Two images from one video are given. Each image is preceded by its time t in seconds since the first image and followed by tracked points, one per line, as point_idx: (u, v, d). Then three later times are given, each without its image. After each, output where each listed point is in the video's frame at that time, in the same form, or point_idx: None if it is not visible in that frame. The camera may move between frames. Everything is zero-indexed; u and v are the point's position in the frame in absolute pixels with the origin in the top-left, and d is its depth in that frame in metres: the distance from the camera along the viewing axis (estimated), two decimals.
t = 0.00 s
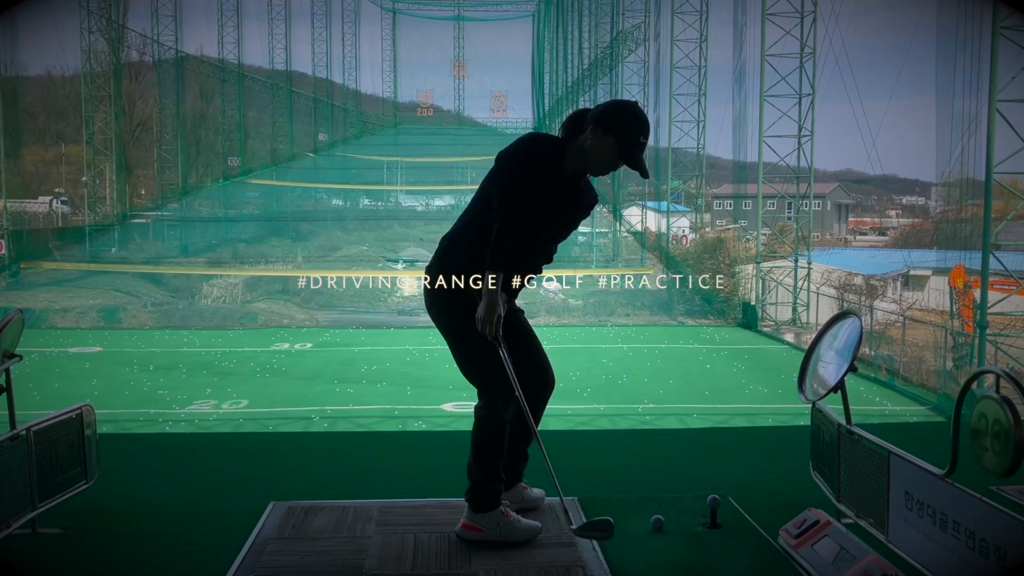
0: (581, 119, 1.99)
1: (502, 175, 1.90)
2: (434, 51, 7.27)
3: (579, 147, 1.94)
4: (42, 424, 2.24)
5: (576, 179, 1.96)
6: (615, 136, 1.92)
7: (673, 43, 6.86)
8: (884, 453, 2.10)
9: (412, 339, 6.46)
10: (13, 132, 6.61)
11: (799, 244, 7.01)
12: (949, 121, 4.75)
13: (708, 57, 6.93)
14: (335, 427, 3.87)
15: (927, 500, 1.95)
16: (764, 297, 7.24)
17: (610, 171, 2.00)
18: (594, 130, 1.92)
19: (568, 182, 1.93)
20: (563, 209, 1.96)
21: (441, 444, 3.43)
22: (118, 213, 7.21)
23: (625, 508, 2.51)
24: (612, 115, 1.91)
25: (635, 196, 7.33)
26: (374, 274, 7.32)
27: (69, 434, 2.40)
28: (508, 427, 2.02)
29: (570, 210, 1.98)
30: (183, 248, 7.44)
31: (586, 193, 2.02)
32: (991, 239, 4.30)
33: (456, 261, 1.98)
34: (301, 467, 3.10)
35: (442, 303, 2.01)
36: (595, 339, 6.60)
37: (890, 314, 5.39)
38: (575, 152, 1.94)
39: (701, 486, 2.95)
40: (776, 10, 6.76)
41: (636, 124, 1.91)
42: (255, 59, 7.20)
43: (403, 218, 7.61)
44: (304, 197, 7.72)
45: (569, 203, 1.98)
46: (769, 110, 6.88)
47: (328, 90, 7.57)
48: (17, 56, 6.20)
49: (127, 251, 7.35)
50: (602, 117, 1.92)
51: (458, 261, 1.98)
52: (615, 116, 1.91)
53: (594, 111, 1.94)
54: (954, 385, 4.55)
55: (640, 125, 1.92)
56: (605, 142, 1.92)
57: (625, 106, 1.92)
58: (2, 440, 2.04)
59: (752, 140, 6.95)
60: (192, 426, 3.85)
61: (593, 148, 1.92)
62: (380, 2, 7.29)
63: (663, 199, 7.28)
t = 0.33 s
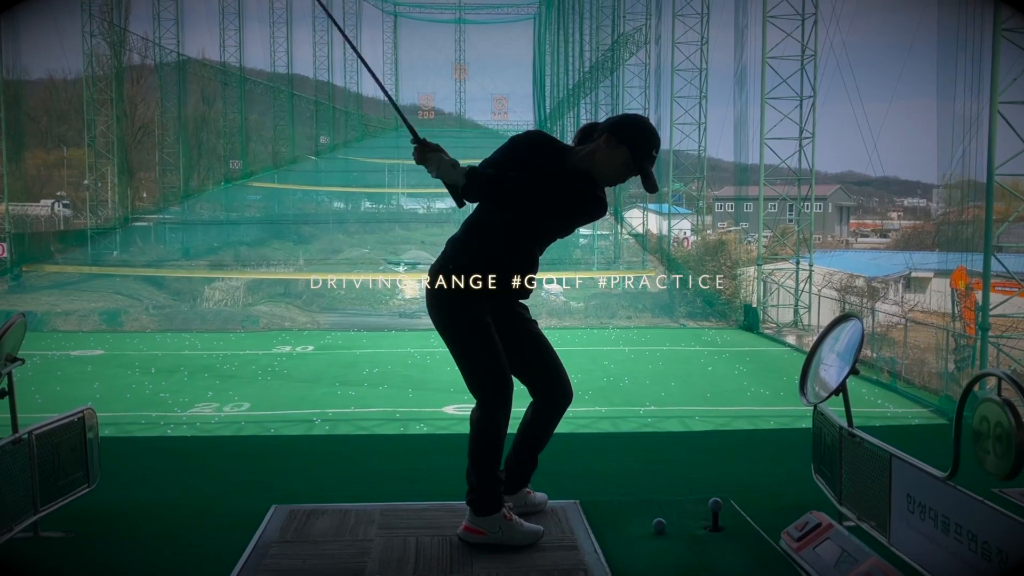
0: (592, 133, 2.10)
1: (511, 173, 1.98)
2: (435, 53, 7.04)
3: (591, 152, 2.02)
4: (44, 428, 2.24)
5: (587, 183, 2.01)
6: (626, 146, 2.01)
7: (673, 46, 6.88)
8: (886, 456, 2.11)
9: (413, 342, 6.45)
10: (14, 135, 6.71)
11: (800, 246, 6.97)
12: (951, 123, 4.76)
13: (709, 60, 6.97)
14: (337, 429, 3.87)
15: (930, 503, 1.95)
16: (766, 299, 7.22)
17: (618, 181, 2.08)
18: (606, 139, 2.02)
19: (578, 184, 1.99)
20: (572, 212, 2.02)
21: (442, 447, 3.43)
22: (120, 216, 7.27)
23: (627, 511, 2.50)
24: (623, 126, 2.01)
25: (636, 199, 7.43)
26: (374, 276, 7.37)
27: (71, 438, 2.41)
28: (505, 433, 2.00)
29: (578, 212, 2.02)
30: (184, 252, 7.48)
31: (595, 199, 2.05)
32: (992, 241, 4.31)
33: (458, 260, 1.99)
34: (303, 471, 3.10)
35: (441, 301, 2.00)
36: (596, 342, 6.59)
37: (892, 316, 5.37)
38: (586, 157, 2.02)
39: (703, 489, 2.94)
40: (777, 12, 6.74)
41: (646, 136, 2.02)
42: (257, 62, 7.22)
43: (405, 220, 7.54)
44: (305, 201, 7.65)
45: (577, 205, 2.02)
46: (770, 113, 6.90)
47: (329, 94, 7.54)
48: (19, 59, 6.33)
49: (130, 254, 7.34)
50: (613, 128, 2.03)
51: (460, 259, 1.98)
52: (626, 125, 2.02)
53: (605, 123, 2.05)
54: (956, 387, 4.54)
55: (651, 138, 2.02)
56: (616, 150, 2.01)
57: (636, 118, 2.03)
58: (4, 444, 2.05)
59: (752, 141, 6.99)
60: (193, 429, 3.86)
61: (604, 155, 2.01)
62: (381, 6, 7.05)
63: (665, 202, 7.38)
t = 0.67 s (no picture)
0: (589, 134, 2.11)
1: (510, 167, 1.99)
2: (436, 56, 6.71)
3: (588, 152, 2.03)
4: (46, 432, 2.24)
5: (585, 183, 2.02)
6: (624, 148, 2.02)
7: (674, 49, 6.80)
8: (888, 459, 2.10)
9: (415, 345, 6.45)
10: (16, 140, 6.63)
11: (802, 250, 7.14)
12: (951, 126, 4.77)
13: (710, 62, 6.85)
14: (338, 434, 3.87)
15: (932, 507, 1.95)
16: (767, 302, 7.36)
17: (616, 182, 2.08)
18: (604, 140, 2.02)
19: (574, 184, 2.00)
20: (569, 213, 2.03)
21: (444, 451, 3.43)
22: (122, 220, 7.24)
23: (629, 514, 2.50)
24: (620, 128, 2.03)
25: (637, 202, 7.24)
26: (376, 280, 7.41)
27: (73, 442, 2.41)
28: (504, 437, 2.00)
29: (576, 212, 2.04)
30: (187, 256, 7.49)
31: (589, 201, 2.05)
32: (995, 243, 4.30)
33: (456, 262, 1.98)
34: (305, 475, 3.10)
35: (439, 302, 1.99)
36: (598, 345, 6.58)
37: (893, 319, 5.33)
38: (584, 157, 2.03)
39: (705, 493, 2.94)
40: (778, 15, 6.77)
41: (643, 137, 2.03)
42: (258, 66, 7.28)
43: (406, 224, 7.58)
44: (306, 204, 7.73)
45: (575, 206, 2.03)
46: (771, 115, 7.06)
47: (331, 97, 7.45)
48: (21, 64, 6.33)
49: (131, 258, 7.32)
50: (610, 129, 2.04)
51: (459, 260, 1.98)
52: (623, 126, 2.02)
53: (603, 124, 2.06)
54: (959, 389, 4.53)
55: (648, 140, 2.03)
56: (613, 151, 2.02)
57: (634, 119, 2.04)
58: (7, 449, 2.05)
59: (755, 145, 7.11)
60: (195, 433, 3.86)
61: (602, 156, 2.02)
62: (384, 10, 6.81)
63: (666, 205, 7.20)
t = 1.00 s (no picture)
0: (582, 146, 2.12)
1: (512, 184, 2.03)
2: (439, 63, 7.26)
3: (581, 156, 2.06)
4: (48, 438, 2.24)
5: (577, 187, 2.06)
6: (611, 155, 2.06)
7: (675, 52, 6.94)
8: (890, 462, 2.10)
9: (417, 349, 6.45)
10: (18, 145, 6.73)
11: (804, 252, 6.90)
12: (952, 129, 4.79)
13: (712, 66, 6.97)
14: (341, 438, 3.87)
15: (935, 510, 1.94)
16: (769, 305, 7.16)
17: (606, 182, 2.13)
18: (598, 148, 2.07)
19: (569, 189, 2.02)
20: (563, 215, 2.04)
21: (446, 455, 3.43)
22: (124, 225, 7.27)
23: (631, 519, 2.49)
24: (614, 130, 2.05)
25: (638, 205, 7.36)
26: (378, 284, 7.48)
27: (76, 447, 2.41)
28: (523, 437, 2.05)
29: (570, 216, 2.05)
30: (189, 260, 7.43)
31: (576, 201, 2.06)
32: (996, 245, 4.30)
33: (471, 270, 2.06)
34: (307, 479, 3.10)
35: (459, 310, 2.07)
36: (600, 349, 6.57)
37: (896, 322, 5.39)
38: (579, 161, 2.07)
39: (707, 497, 2.93)
40: (780, 18, 6.62)
41: (634, 142, 2.06)
42: (260, 71, 7.31)
43: (407, 229, 7.57)
44: (309, 209, 7.65)
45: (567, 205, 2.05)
46: (773, 118, 6.85)
47: (333, 102, 7.49)
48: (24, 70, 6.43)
49: (133, 263, 7.34)
50: (600, 130, 2.07)
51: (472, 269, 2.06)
52: (612, 133, 2.06)
53: (597, 124, 2.07)
54: (961, 392, 4.51)
55: (639, 143, 2.06)
56: (608, 155, 2.07)
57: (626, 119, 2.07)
58: (8, 455, 2.05)
59: (756, 147, 6.97)
60: (197, 438, 3.86)
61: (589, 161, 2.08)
62: (386, 14, 7.17)
63: (668, 208, 7.29)
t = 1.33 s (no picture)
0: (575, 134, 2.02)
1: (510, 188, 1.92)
2: (440, 66, 7.26)
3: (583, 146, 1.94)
4: (52, 444, 2.25)
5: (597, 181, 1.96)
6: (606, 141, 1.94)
7: (677, 55, 6.96)
8: (893, 466, 2.10)
9: (418, 353, 6.45)
10: (21, 150, 6.79)
11: (806, 255, 6.91)
12: (955, 131, 4.79)
13: (713, 69, 6.99)
14: (343, 442, 3.86)
15: (938, 515, 1.94)
16: (772, 308, 7.07)
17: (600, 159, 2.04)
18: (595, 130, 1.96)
19: (579, 188, 1.92)
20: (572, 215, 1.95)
21: (449, 460, 3.42)
22: (127, 230, 7.24)
23: (634, 523, 2.49)
24: (602, 113, 1.97)
25: (641, 209, 7.43)
26: (381, 288, 7.34)
27: (78, 453, 2.41)
28: (530, 445, 2.01)
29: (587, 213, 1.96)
30: (191, 265, 7.41)
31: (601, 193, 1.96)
32: (999, 248, 4.28)
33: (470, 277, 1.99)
34: (309, 485, 3.10)
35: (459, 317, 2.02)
36: (603, 352, 6.57)
37: (899, 325, 5.39)
38: (585, 149, 1.96)
39: (710, 501, 2.92)
40: (780, 21, 6.67)
41: (629, 117, 1.99)
42: (262, 76, 7.42)
43: (410, 232, 7.67)
44: (311, 214, 7.71)
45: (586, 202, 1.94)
46: (774, 122, 6.79)
47: (334, 107, 7.71)
48: (26, 77, 6.50)
49: (135, 268, 7.28)
50: (592, 112, 1.97)
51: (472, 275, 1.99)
52: (609, 114, 1.97)
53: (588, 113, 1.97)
54: (964, 395, 4.49)
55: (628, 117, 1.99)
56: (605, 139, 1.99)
57: (616, 94, 1.97)
58: (12, 460, 2.06)
59: (758, 151, 6.91)
60: (200, 443, 3.86)
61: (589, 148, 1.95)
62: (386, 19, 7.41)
63: (670, 212, 7.36)
